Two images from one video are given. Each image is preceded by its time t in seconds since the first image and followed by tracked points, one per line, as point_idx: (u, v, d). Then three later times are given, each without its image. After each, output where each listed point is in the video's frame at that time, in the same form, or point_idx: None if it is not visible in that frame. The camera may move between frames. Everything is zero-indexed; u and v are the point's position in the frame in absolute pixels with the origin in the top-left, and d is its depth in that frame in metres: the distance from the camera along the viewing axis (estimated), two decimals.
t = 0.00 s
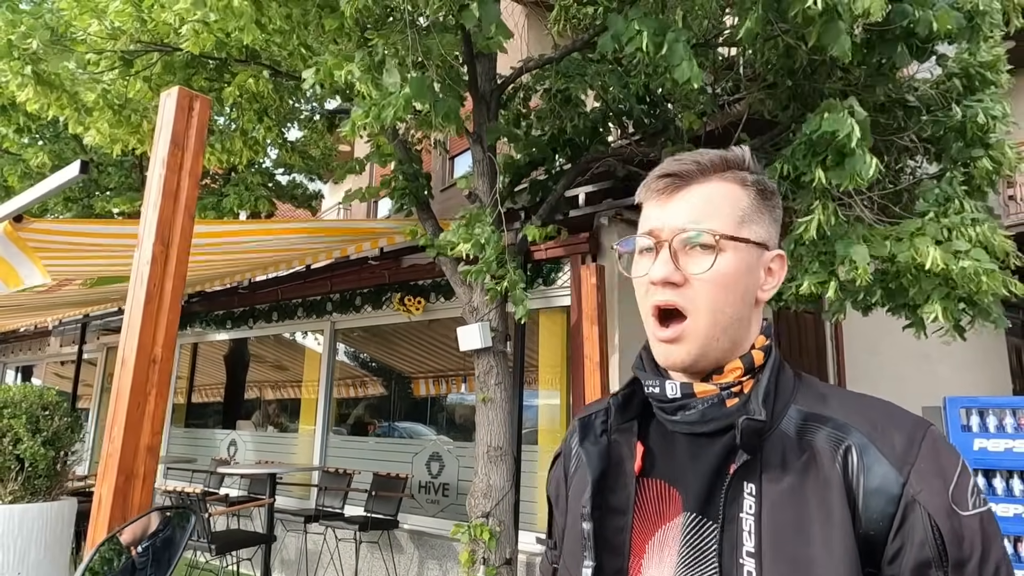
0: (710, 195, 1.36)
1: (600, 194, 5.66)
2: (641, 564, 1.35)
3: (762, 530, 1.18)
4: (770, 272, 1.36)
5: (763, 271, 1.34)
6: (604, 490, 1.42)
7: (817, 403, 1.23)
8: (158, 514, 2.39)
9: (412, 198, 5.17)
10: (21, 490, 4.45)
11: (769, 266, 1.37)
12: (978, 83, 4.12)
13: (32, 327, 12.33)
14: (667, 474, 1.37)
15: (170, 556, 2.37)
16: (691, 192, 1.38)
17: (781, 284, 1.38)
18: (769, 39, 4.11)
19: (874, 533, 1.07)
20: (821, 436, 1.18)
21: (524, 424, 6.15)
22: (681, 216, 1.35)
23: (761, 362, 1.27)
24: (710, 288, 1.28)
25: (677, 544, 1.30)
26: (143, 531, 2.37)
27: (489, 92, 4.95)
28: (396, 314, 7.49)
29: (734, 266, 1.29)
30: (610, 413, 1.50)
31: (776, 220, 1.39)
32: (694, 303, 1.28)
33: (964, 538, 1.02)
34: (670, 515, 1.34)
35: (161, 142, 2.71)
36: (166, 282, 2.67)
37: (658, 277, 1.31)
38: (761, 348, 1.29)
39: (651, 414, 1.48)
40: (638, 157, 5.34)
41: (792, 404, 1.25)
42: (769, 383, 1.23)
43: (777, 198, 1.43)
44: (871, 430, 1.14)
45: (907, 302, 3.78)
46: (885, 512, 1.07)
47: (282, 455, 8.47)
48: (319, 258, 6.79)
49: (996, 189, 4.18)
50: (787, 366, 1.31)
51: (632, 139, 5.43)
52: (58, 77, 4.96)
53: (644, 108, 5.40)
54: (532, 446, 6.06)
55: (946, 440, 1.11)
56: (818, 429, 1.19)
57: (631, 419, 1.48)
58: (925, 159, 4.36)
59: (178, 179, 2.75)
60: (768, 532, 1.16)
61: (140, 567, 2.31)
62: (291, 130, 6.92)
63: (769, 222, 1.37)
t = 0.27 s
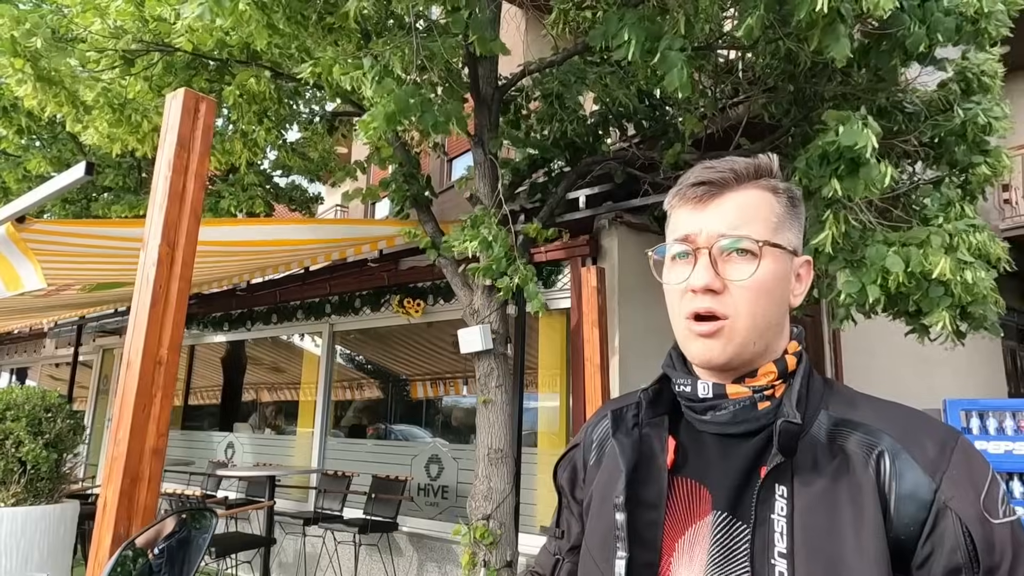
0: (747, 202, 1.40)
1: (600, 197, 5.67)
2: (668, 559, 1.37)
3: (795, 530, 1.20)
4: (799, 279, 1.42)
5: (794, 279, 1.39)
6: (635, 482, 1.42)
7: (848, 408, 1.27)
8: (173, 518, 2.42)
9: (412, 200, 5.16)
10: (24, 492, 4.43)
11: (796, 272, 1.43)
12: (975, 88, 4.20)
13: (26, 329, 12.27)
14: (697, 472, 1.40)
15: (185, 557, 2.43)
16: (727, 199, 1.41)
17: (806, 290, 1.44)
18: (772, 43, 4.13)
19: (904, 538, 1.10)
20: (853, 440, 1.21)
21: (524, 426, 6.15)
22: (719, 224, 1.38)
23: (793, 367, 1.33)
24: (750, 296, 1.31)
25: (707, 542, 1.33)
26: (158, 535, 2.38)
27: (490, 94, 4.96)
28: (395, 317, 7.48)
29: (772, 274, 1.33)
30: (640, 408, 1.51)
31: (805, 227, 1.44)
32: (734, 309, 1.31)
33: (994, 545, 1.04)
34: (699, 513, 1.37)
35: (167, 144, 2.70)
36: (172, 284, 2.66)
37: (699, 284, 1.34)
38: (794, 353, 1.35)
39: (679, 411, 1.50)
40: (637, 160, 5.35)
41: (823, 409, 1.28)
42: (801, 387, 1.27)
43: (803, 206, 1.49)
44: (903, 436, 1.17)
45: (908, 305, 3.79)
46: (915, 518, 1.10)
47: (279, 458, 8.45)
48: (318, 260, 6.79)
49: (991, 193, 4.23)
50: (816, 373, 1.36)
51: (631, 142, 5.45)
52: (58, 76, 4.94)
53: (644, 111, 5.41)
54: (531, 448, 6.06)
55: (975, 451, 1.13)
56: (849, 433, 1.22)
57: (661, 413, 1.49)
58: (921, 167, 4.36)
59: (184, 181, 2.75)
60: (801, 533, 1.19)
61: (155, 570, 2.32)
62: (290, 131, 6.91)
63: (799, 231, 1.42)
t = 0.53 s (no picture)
0: (724, 209, 1.42)
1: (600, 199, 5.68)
2: (692, 562, 1.39)
3: (822, 534, 1.21)
4: (795, 272, 1.42)
5: (789, 273, 1.39)
6: (656, 486, 1.44)
7: (869, 413, 1.29)
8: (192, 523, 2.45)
9: (413, 202, 5.14)
10: (26, 495, 4.41)
11: (792, 266, 1.43)
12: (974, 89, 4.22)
13: (21, 330, 12.21)
14: (718, 475, 1.42)
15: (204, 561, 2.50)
16: (706, 211, 1.44)
17: (807, 281, 1.43)
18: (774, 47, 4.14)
19: (930, 540, 1.11)
20: (877, 444, 1.22)
21: (524, 429, 6.15)
22: (702, 236, 1.40)
23: (810, 370, 1.33)
24: (745, 297, 1.31)
25: (733, 544, 1.35)
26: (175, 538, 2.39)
27: (491, 97, 4.96)
28: (394, 319, 7.47)
29: (762, 273, 1.34)
30: (659, 411, 1.54)
31: (789, 218, 1.45)
32: (730, 314, 1.31)
33: (1019, 547, 1.06)
34: (723, 517, 1.38)
35: (172, 146, 2.69)
36: (177, 286, 2.66)
37: (693, 297, 1.35)
38: (809, 357, 1.35)
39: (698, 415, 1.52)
40: (638, 163, 5.34)
41: (844, 414, 1.30)
42: (823, 392, 1.30)
43: (784, 202, 1.50)
44: (926, 441, 1.19)
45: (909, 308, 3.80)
46: (941, 521, 1.11)
47: (277, 460, 8.43)
48: (316, 262, 6.78)
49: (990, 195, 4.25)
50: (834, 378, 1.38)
51: (631, 144, 5.45)
52: (58, 77, 4.92)
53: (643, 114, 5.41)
54: (531, 451, 6.06)
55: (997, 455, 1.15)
56: (873, 437, 1.24)
57: (679, 417, 1.52)
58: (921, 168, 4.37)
59: (189, 184, 2.74)
60: (829, 536, 1.20)
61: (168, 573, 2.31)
62: (289, 133, 6.89)
63: (784, 224, 1.43)
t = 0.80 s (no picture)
0: (714, 219, 1.42)
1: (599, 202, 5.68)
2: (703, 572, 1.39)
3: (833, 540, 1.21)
4: (790, 275, 1.42)
5: (783, 278, 1.40)
6: (663, 496, 1.43)
7: (873, 418, 1.28)
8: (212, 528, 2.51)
9: (412, 204, 5.14)
10: (26, 498, 4.39)
11: (785, 271, 1.43)
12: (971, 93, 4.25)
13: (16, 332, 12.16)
14: (725, 483, 1.42)
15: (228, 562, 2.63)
16: (696, 222, 1.43)
17: (801, 283, 1.43)
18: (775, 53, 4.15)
19: (939, 544, 1.11)
20: (883, 448, 1.22)
21: (523, 431, 6.15)
22: (694, 247, 1.40)
23: (813, 376, 1.33)
24: (741, 306, 1.31)
25: (743, 553, 1.35)
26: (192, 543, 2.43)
27: (492, 100, 4.97)
28: (392, 321, 7.47)
29: (755, 280, 1.34)
30: (663, 421, 1.53)
31: (778, 222, 1.45)
32: (728, 323, 1.31)
33: None
34: (732, 525, 1.39)
35: (175, 149, 2.68)
36: (180, 288, 2.64)
37: (690, 309, 1.34)
38: (812, 362, 1.35)
39: (702, 423, 1.52)
40: (638, 166, 5.34)
41: (849, 418, 1.30)
42: (828, 398, 1.29)
43: (771, 206, 1.50)
44: (932, 444, 1.18)
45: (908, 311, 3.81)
46: (950, 524, 1.11)
47: (274, 462, 8.41)
48: (315, 264, 6.77)
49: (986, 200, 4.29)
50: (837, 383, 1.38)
51: (631, 147, 5.45)
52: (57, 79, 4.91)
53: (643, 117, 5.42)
54: (530, 453, 6.06)
55: (1002, 457, 1.15)
56: (879, 442, 1.23)
57: (684, 426, 1.51)
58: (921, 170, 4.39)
59: (192, 186, 2.73)
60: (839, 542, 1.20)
61: None
62: (287, 134, 6.87)
63: (774, 229, 1.43)
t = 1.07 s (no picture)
0: (717, 223, 1.42)
1: (598, 204, 5.67)
2: None
3: (831, 544, 1.21)
4: (790, 279, 1.43)
5: (784, 282, 1.40)
6: (662, 501, 1.43)
7: (872, 420, 1.28)
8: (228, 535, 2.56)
9: (411, 207, 5.13)
10: (25, 501, 4.37)
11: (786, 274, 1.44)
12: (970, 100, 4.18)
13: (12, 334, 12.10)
14: (724, 487, 1.42)
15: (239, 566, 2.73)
16: (699, 225, 1.43)
17: (802, 287, 1.44)
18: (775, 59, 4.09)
19: (937, 546, 1.10)
20: (882, 451, 1.22)
21: (522, 434, 6.14)
22: (697, 251, 1.40)
23: (812, 379, 1.33)
24: (743, 311, 1.32)
25: (742, 556, 1.35)
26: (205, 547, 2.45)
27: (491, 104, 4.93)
28: (390, 323, 7.45)
29: (758, 285, 1.34)
30: (663, 426, 1.54)
31: (779, 226, 1.46)
32: (731, 328, 1.31)
33: None
34: (731, 528, 1.38)
35: (177, 150, 2.68)
36: (181, 289, 2.63)
37: (693, 312, 1.34)
38: (811, 365, 1.35)
39: (702, 427, 1.52)
40: (638, 169, 5.33)
41: (847, 421, 1.30)
42: (826, 401, 1.29)
43: (772, 210, 1.51)
44: (930, 446, 1.18)
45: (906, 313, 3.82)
46: (948, 527, 1.10)
47: (271, 465, 8.38)
48: (312, 266, 6.76)
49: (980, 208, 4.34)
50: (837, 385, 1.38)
51: (630, 150, 5.45)
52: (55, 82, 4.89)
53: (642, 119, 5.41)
54: (529, 456, 6.05)
55: (1000, 459, 1.15)
56: (878, 445, 1.23)
57: (684, 431, 1.51)
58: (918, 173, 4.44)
59: (194, 187, 2.72)
60: (837, 546, 1.19)
61: None
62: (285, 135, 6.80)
63: (776, 233, 1.44)
